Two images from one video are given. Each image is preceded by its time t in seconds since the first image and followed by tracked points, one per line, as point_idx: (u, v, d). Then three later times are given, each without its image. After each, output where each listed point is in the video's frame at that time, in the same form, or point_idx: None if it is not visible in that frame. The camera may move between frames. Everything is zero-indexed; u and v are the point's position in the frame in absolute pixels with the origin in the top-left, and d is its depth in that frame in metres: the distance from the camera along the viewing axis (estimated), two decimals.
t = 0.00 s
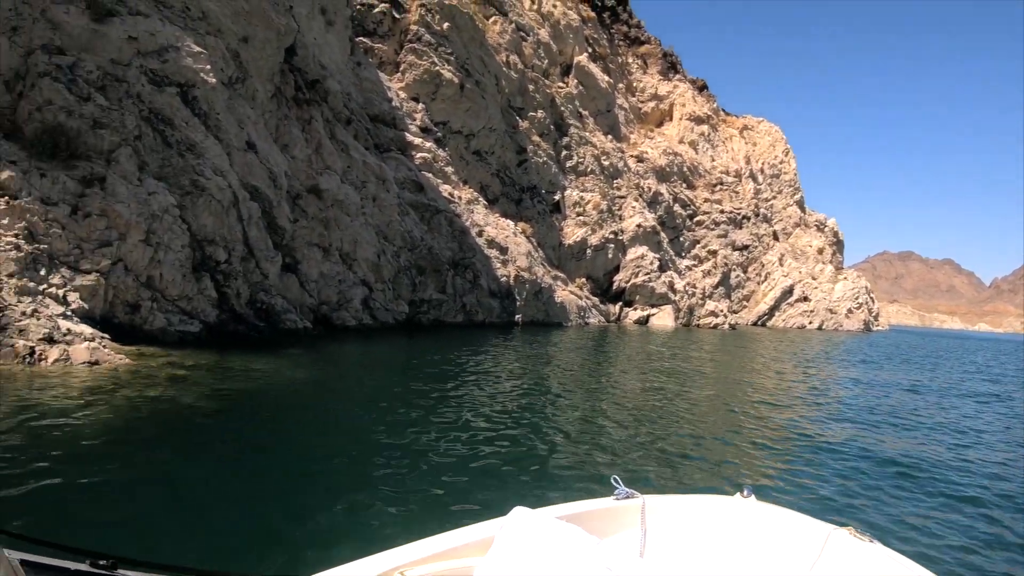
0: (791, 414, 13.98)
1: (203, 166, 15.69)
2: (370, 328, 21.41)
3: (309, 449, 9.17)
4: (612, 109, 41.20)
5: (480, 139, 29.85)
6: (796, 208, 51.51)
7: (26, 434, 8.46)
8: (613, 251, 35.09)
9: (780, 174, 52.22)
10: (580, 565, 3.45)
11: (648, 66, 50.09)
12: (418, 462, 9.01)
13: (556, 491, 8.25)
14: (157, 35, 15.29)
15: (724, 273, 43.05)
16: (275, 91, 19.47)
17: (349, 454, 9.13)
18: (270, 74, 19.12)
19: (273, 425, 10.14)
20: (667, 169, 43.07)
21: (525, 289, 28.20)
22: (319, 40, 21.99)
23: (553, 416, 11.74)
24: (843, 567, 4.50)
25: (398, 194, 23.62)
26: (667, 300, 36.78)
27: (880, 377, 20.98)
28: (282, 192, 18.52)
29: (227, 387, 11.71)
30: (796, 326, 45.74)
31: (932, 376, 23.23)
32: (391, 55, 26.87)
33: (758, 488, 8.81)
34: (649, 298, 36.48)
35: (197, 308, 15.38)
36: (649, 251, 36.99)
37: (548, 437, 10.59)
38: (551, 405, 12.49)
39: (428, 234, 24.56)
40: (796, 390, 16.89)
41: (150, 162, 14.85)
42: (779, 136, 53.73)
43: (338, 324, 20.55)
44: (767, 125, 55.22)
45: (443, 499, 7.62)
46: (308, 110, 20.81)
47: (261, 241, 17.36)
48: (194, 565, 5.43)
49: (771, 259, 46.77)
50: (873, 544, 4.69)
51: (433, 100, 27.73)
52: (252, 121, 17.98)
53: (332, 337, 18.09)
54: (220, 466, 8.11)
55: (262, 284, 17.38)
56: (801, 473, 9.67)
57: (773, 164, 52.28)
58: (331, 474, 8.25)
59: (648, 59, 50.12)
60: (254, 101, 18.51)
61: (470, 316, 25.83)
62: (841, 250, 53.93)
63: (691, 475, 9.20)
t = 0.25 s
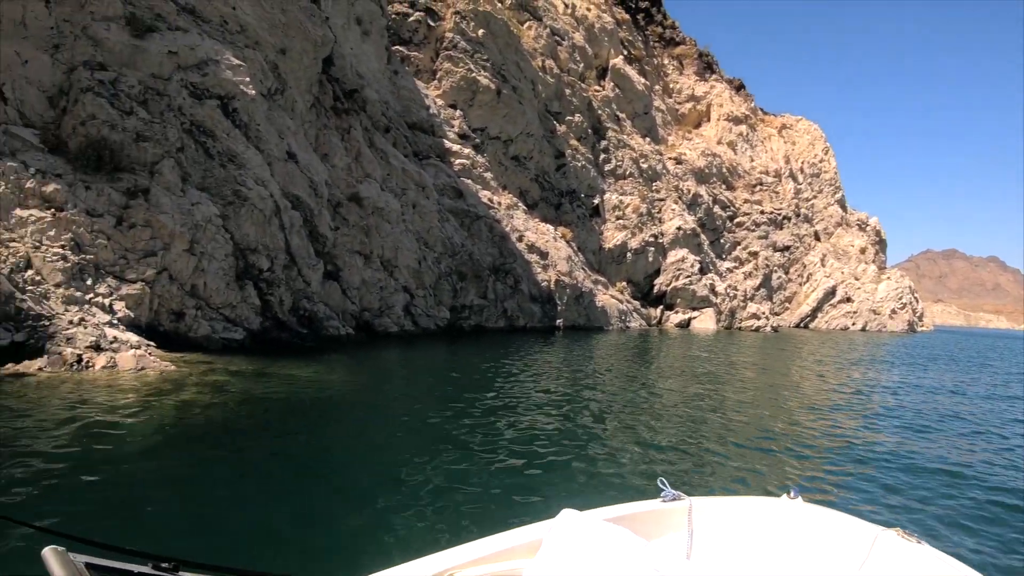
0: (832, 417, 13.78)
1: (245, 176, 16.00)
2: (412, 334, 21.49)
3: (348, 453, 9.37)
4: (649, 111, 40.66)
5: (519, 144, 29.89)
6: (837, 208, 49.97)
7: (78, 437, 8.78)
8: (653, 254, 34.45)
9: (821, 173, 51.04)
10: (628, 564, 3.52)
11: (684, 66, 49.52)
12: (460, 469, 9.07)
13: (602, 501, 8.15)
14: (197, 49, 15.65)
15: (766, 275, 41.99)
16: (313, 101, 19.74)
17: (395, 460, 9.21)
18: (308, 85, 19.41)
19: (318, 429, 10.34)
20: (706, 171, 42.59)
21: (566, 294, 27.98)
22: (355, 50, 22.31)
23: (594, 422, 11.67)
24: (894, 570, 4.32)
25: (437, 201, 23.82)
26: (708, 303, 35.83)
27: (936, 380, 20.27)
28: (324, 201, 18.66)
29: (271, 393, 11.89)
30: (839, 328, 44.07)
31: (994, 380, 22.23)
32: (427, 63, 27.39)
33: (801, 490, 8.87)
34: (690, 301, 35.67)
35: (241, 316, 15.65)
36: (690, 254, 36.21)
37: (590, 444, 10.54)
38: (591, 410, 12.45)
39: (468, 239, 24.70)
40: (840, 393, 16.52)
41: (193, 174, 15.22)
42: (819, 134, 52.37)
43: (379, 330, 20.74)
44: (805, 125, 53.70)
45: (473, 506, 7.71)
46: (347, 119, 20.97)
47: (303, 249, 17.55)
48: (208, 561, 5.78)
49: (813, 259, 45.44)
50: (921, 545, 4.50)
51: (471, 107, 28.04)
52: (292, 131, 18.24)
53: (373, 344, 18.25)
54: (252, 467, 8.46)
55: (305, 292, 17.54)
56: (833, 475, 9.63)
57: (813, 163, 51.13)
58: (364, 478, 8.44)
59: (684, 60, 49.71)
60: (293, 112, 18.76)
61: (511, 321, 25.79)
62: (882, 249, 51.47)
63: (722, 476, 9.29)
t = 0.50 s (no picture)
0: (877, 424, 13.51)
1: (287, 186, 16.26)
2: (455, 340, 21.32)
3: (393, 460, 9.44)
4: (688, 114, 40.06)
5: (558, 150, 29.80)
6: (880, 208, 48.82)
7: (130, 438, 9.12)
8: (695, 258, 34.07)
9: (862, 173, 49.65)
10: (680, 573, 3.74)
11: (722, 67, 48.54)
12: (506, 478, 9.08)
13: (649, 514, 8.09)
14: (238, 61, 16.04)
15: (808, 277, 41.02)
16: (353, 110, 20.01)
17: (444, 469, 9.24)
18: (348, 95, 19.68)
19: (365, 436, 10.53)
20: (746, 173, 41.73)
21: (607, 298, 27.53)
22: (394, 59, 22.54)
23: (637, 436, 11.62)
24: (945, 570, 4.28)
25: (479, 207, 23.75)
26: (751, 307, 34.78)
27: (992, 386, 19.60)
28: (365, 209, 18.79)
29: (315, 399, 12.09)
30: (883, 331, 43.12)
31: None
32: (465, 70, 27.48)
33: (849, 498, 8.89)
34: (733, 306, 34.66)
35: (286, 323, 15.71)
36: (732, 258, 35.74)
37: (635, 456, 10.47)
38: (632, 421, 12.43)
39: (509, 245, 24.30)
40: (890, 400, 16.05)
41: (237, 183, 15.54)
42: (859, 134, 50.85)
43: (422, 337, 20.64)
44: (845, 124, 52.34)
45: (514, 516, 7.66)
46: (388, 128, 21.13)
47: (346, 257, 17.63)
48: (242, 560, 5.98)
49: (855, 262, 44.38)
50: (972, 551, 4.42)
51: (510, 113, 28.05)
52: (334, 140, 18.48)
53: (414, 350, 18.24)
54: (293, 469, 8.68)
55: (348, 299, 17.51)
56: (868, 483, 9.59)
57: (854, 163, 49.88)
58: (402, 484, 8.51)
59: (721, 62, 48.66)
60: (334, 121, 18.98)
61: (552, 327, 25.26)
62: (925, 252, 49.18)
63: (755, 484, 9.37)
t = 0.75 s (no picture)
0: (909, 430, 13.35)
1: (320, 192, 16.45)
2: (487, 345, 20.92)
3: (429, 464, 9.54)
4: (718, 117, 38.66)
5: (588, 155, 29.05)
6: (912, 210, 46.25)
7: (169, 441, 9.29)
8: (726, 262, 32.71)
9: (894, 173, 47.00)
10: None
11: (751, 70, 46.30)
12: (539, 483, 9.06)
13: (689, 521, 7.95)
14: (270, 69, 16.36)
15: (842, 281, 39.00)
16: (384, 117, 20.10)
17: (479, 474, 9.28)
18: (378, 102, 19.78)
19: (397, 440, 10.59)
20: (777, 176, 40.16)
21: (639, 304, 26.74)
22: (423, 65, 22.61)
23: (669, 443, 11.57)
24: None
25: (510, 212, 23.47)
26: (783, 312, 33.24)
27: None
28: (397, 214, 18.87)
29: (347, 403, 12.28)
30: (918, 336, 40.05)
31: None
32: (494, 76, 27.40)
33: (889, 508, 8.67)
34: (765, 310, 33.13)
35: (319, 328, 15.86)
36: (763, 261, 33.91)
37: (667, 462, 10.44)
38: (662, 430, 12.41)
39: (540, 250, 23.76)
40: (925, 407, 15.74)
41: (270, 191, 15.76)
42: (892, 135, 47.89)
43: (454, 342, 20.41)
44: (877, 124, 49.41)
45: (548, 520, 7.70)
46: (418, 134, 21.23)
47: (378, 262, 17.71)
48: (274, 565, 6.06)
49: (889, 265, 41.66)
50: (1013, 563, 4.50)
51: (539, 118, 27.70)
52: (365, 146, 18.62)
53: (445, 356, 18.11)
54: (326, 473, 8.79)
55: (380, 304, 17.55)
56: (898, 488, 9.55)
57: (886, 164, 47.37)
58: (435, 488, 8.59)
59: (750, 63, 46.38)
60: (365, 129, 19.14)
61: (584, 331, 24.54)
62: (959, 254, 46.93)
63: (785, 487, 9.42)
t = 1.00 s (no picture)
0: (923, 438, 13.22)
1: (336, 197, 16.51)
2: (501, 351, 20.52)
3: (443, 467, 9.62)
4: (734, 122, 37.64)
5: (603, 160, 28.47)
6: (929, 216, 45.33)
7: (185, 442, 9.39)
8: (742, 268, 31.93)
9: (910, 180, 46.19)
10: None
11: (766, 75, 44.46)
12: (552, 490, 9.01)
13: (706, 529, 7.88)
14: (286, 74, 16.49)
15: (857, 287, 38.08)
16: (400, 121, 20.02)
17: (494, 479, 9.28)
18: (394, 107, 19.75)
19: (412, 444, 10.61)
20: (792, 181, 38.63)
21: (653, 309, 26.13)
22: (438, 70, 22.54)
23: (684, 450, 11.51)
24: None
25: (525, 217, 22.99)
26: (798, 318, 32.21)
27: None
28: (412, 219, 18.78)
29: (361, 406, 12.37)
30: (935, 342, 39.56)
31: None
32: (510, 81, 26.80)
33: (906, 518, 8.52)
34: (779, 316, 32.14)
35: (334, 331, 15.89)
36: (778, 267, 33.06)
37: (682, 468, 10.42)
38: (676, 437, 12.36)
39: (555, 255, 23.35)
40: (940, 415, 15.57)
41: (286, 195, 15.85)
42: (908, 139, 47.06)
43: (469, 346, 20.14)
44: (892, 130, 48.25)
45: (561, 524, 7.77)
46: (434, 139, 20.99)
47: (394, 267, 17.69)
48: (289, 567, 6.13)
49: (905, 270, 41.08)
50: None
51: (555, 123, 27.19)
52: (380, 151, 18.61)
53: (462, 361, 17.96)
54: (340, 475, 8.85)
55: (395, 308, 17.50)
56: (916, 498, 9.43)
57: (902, 170, 46.33)
58: (448, 490, 8.66)
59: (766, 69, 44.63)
60: (381, 133, 19.13)
61: (598, 337, 24.15)
62: (975, 260, 46.70)
63: (801, 496, 9.34)
